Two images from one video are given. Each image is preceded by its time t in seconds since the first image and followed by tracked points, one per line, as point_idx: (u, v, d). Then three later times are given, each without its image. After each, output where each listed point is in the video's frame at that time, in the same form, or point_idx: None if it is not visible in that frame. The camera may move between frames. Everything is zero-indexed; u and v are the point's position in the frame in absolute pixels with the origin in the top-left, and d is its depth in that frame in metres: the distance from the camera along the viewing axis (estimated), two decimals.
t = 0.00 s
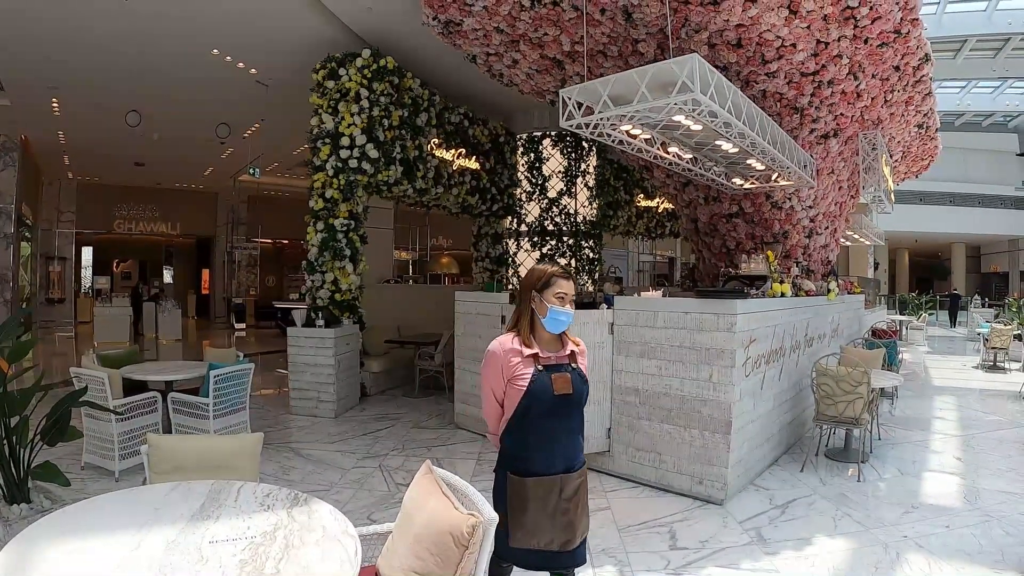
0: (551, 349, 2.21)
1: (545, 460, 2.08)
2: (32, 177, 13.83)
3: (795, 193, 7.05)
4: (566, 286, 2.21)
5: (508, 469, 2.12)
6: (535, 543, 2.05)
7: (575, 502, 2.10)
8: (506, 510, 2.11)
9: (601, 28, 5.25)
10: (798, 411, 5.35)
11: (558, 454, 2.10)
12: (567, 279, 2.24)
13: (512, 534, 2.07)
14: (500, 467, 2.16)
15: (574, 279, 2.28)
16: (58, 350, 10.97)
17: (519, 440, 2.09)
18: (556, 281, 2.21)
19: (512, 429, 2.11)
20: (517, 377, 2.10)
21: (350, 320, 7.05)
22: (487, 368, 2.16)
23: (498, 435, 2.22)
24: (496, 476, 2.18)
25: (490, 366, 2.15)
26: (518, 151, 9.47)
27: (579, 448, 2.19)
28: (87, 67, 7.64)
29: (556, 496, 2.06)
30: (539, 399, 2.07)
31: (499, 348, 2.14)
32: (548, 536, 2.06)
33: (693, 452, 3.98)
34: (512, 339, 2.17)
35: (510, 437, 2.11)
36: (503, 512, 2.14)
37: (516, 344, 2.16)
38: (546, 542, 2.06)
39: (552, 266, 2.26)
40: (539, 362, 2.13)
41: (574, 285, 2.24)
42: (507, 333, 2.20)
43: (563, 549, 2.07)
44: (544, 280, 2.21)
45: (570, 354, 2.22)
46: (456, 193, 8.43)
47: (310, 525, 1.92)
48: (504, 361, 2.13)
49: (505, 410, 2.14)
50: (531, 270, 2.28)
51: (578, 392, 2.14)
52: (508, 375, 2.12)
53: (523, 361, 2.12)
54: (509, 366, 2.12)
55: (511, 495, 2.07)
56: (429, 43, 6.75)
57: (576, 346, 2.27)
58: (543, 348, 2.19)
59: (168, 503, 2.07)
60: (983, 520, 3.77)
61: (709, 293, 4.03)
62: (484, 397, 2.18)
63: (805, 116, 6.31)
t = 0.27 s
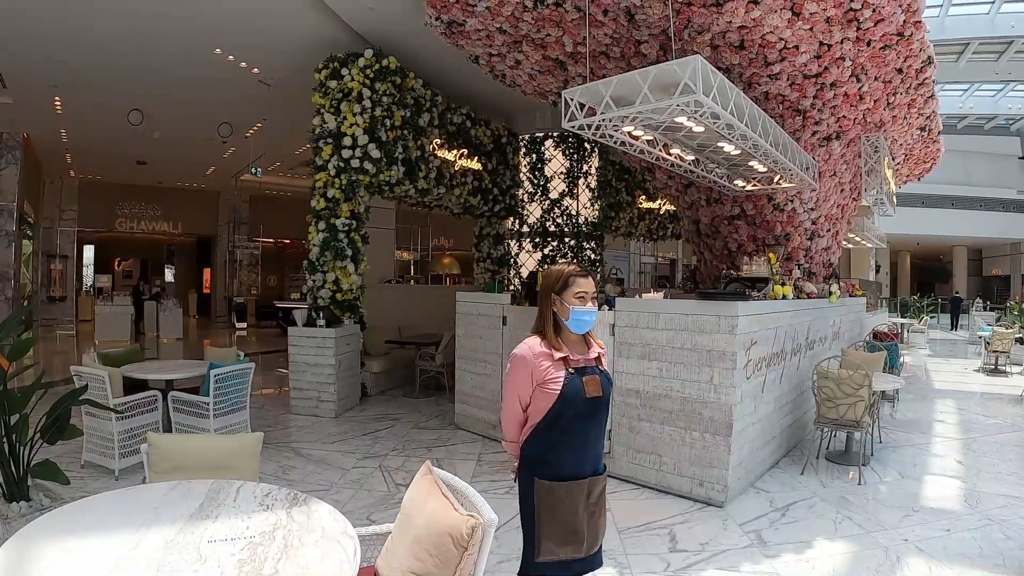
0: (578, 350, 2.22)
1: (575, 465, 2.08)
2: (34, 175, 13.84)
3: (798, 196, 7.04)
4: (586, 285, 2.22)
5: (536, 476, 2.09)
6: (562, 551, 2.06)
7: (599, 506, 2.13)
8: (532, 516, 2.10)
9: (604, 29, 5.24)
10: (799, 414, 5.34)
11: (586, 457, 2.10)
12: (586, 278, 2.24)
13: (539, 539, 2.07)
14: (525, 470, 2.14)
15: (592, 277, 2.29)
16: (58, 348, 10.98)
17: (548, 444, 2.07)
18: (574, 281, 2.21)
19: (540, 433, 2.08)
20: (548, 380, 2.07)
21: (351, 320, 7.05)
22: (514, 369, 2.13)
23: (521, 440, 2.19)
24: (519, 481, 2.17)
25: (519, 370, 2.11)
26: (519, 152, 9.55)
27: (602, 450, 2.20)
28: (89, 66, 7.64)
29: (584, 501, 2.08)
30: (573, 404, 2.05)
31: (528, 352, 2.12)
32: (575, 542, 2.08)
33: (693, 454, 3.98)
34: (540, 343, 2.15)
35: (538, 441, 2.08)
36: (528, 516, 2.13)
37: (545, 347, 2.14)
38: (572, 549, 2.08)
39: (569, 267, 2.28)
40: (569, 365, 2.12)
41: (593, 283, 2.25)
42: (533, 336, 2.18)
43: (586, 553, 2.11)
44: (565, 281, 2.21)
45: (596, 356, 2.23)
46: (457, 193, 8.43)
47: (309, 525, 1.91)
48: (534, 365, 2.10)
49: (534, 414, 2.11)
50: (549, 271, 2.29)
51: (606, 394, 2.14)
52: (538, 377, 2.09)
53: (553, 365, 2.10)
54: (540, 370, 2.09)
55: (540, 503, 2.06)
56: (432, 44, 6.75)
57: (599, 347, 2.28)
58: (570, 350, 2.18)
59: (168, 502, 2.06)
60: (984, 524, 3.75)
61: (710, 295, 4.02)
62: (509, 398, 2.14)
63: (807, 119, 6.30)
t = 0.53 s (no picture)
0: (590, 349, 2.19)
1: (585, 469, 2.07)
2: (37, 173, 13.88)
3: (801, 196, 7.00)
4: (596, 280, 2.18)
5: (545, 479, 2.07)
6: (568, 555, 2.07)
7: (605, 509, 2.14)
8: (540, 520, 2.08)
9: (606, 29, 5.23)
10: (801, 415, 5.32)
11: (597, 461, 2.09)
12: (595, 273, 2.20)
13: (546, 545, 2.06)
14: (532, 474, 2.11)
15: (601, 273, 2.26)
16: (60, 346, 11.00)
17: (559, 448, 2.04)
18: (583, 277, 2.17)
19: (551, 437, 2.05)
20: (562, 381, 2.04)
21: (352, 319, 7.05)
22: (526, 368, 2.07)
23: (527, 442, 2.15)
24: (526, 483, 2.14)
25: (533, 369, 2.07)
26: (521, 152, 9.55)
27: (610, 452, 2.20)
28: (92, 64, 7.65)
29: (593, 505, 2.08)
30: (587, 406, 2.03)
31: (542, 350, 2.08)
32: (581, 546, 2.09)
33: (694, 455, 3.96)
34: (553, 341, 2.12)
35: (548, 444, 2.05)
36: (534, 519, 2.11)
37: (559, 346, 2.11)
38: (578, 553, 2.09)
39: (579, 263, 2.23)
40: (583, 365, 2.09)
41: (603, 279, 2.22)
42: (546, 336, 2.14)
43: (591, 556, 2.13)
44: (575, 278, 2.18)
45: (607, 357, 2.21)
46: (459, 193, 8.41)
47: (305, 524, 1.90)
48: (548, 364, 2.06)
49: (545, 415, 2.08)
50: (557, 269, 2.24)
51: (618, 395, 2.12)
52: (552, 377, 2.06)
53: (568, 364, 2.07)
54: (554, 369, 2.06)
55: (549, 507, 2.04)
56: (434, 43, 6.75)
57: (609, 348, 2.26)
58: (582, 350, 2.15)
59: (165, 500, 2.05)
60: (986, 527, 3.73)
61: (712, 295, 4.00)
62: (519, 398, 2.09)
63: (810, 119, 6.28)
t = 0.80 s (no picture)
0: (596, 353, 2.18)
1: (593, 476, 2.06)
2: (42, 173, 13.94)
3: (805, 198, 6.97)
4: (598, 281, 2.18)
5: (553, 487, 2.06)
6: (578, 564, 2.06)
7: (612, 517, 2.14)
8: (548, 529, 2.07)
9: (609, 30, 5.23)
10: (804, 417, 5.30)
11: (604, 468, 2.08)
12: (598, 274, 2.21)
13: (556, 555, 2.04)
14: (540, 481, 2.10)
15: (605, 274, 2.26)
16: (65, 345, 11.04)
17: (567, 455, 2.03)
18: (586, 278, 2.17)
19: (559, 443, 2.04)
20: (569, 385, 2.04)
21: (355, 320, 7.06)
22: (533, 372, 2.06)
23: (533, 449, 2.14)
24: (533, 491, 2.12)
25: (539, 374, 2.05)
26: (525, 154, 9.52)
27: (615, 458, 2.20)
28: (97, 65, 7.69)
29: (601, 512, 2.08)
30: (595, 412, 2.03)
31: (549, 354, 2.06)
32: (591, 555, 2.08)
33: (697, 458, 3.95)
34: (559, 345, 2.11)
35: (556, 450, 2.04)
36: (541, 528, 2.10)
37: (566, 350, 2.10)
38: (587, 562, 2.08)
39: (580, 266, 2.24)
40: (589, 369, 2.09)
41: (606, 279, 2.22)
42: (552, 340, 2.13)
43: (600, 565, 2.12)
44: (577, 280, 2.18)
45: (613, 361, 2.20)
46: (463, 194, 8.41)
47: (305, 526, 1.90)
48: (556, 367, 2.05)
49: (552, 421, 2.07)
50: (560, 273, 2.24)
51: (624, 399, 2.13)
52: (559, 381, 2.05)
53: (575, 368, 2.06)
54: (561, 374, 2.05)
55: (558, 515, 2.03)
56: (437, 44, 6.75)
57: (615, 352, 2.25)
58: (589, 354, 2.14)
59: (165, 501, 2.06)
60: (990, 531, 3.70)
61: (715, 297, 3.97)
62: (524, 403, 2.08)
63: (814, 121, 6.27)
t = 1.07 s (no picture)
0: (599, 354, 2.16)
1: (596, 480, 2.05)
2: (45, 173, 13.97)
3: (808, 199, 6.96)
4: (600, 279, 2.17)
5: (555, 490, 2.05)
6: (579, 567, 2.05)
7: (614, 519, 2.14)
8: (549, 531, 2.06)
9: (612, 31, 5.22)
10: (807, 418, 5.28)
11: (607, 471, 2.08)
12: (599, 272, 2.20)
13: (556, 558, 2.04)
14: (541, 484, 2.09)
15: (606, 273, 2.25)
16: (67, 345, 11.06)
17: (569, 458, 2.02)
18: (589, 277, 2.16)
19: (562, 446, 2.03)
20: (573, 388, 2.02)
21: (357, 320, 7.06)
22: (536, 373, 2.04)
23: (535, 451, 2.12)
24: (533, 494, 2.12)
25: (542, 376, 2.04)
26: (528, 154, 9.46)
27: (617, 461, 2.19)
28: (99, 64, 7.70)
29: (603, 516, 2.08)
30: (598, 415, 2.01)
31: (552, 356, 2.05)
32: (591, 559, 2.07)
33: (699, 459, 3.94)
34: (562, 347, 2.09)
35: (559, 454, 2.03)
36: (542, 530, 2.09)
37: (569, 352, 2.09)
38: (588, 565, 2.07)
39: (582, 265, 2.23)
40: (592, 372, 2.07)
41: (608, 278, 2.21)
42: (554, 341, 2.12)
43: (600, 568, 2.12)
44: (579, 278, 2.17)
45: (616, 362, 2.18)
46: (465, 195, 8.40)
47: (305, 526, 1.89)
48: (558, 370, 2.03)
49: (554, 424, 2.06)
50: (561, 272, 2.23)
51: (628, 402, 2.11)
52: (562, 384, 2.03)
53: (577, 370, 2.05)
54: (564, 376, 2.03)
55: (559, 518, 2.03)
56: (439, 45, 6.74)
57: (618, 353, 2.24)
58: (592, 355, 2.13)
59: (165, 500, 2.05)
60: (994, 533, 3.68)
61: (718, 298, 3.96)
62: (527, 405, 2.07)
63: (817, 121, 6.26)
